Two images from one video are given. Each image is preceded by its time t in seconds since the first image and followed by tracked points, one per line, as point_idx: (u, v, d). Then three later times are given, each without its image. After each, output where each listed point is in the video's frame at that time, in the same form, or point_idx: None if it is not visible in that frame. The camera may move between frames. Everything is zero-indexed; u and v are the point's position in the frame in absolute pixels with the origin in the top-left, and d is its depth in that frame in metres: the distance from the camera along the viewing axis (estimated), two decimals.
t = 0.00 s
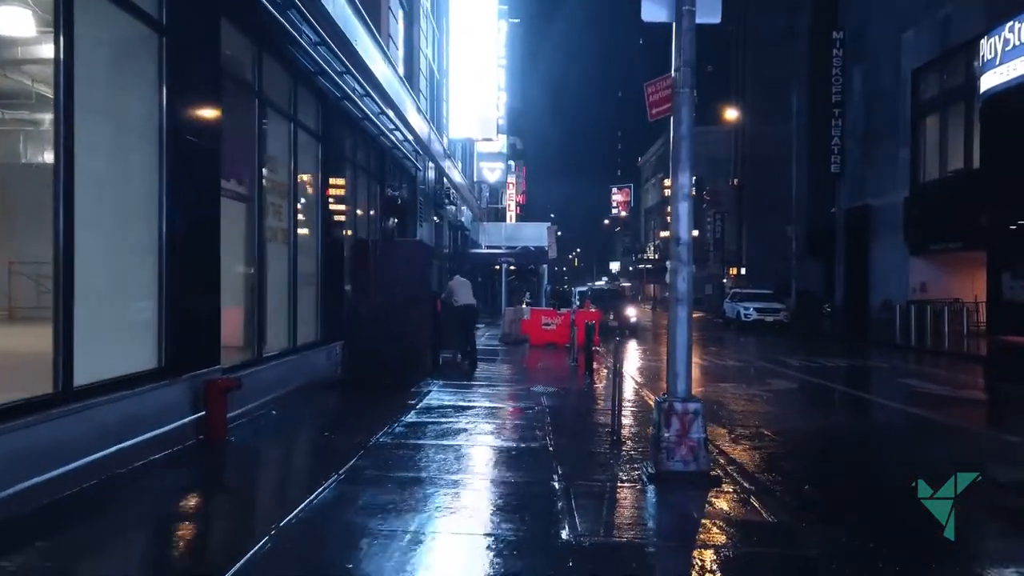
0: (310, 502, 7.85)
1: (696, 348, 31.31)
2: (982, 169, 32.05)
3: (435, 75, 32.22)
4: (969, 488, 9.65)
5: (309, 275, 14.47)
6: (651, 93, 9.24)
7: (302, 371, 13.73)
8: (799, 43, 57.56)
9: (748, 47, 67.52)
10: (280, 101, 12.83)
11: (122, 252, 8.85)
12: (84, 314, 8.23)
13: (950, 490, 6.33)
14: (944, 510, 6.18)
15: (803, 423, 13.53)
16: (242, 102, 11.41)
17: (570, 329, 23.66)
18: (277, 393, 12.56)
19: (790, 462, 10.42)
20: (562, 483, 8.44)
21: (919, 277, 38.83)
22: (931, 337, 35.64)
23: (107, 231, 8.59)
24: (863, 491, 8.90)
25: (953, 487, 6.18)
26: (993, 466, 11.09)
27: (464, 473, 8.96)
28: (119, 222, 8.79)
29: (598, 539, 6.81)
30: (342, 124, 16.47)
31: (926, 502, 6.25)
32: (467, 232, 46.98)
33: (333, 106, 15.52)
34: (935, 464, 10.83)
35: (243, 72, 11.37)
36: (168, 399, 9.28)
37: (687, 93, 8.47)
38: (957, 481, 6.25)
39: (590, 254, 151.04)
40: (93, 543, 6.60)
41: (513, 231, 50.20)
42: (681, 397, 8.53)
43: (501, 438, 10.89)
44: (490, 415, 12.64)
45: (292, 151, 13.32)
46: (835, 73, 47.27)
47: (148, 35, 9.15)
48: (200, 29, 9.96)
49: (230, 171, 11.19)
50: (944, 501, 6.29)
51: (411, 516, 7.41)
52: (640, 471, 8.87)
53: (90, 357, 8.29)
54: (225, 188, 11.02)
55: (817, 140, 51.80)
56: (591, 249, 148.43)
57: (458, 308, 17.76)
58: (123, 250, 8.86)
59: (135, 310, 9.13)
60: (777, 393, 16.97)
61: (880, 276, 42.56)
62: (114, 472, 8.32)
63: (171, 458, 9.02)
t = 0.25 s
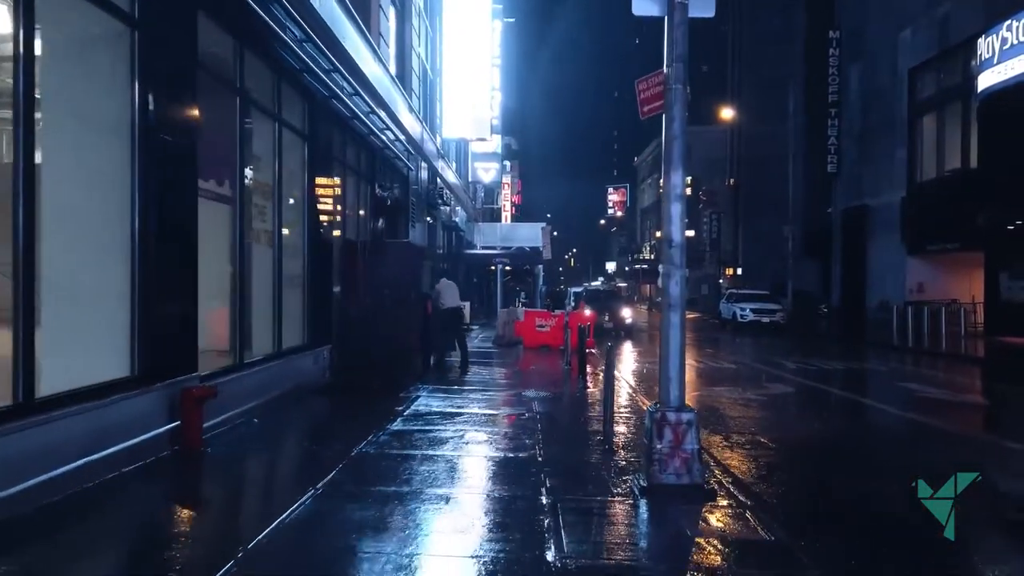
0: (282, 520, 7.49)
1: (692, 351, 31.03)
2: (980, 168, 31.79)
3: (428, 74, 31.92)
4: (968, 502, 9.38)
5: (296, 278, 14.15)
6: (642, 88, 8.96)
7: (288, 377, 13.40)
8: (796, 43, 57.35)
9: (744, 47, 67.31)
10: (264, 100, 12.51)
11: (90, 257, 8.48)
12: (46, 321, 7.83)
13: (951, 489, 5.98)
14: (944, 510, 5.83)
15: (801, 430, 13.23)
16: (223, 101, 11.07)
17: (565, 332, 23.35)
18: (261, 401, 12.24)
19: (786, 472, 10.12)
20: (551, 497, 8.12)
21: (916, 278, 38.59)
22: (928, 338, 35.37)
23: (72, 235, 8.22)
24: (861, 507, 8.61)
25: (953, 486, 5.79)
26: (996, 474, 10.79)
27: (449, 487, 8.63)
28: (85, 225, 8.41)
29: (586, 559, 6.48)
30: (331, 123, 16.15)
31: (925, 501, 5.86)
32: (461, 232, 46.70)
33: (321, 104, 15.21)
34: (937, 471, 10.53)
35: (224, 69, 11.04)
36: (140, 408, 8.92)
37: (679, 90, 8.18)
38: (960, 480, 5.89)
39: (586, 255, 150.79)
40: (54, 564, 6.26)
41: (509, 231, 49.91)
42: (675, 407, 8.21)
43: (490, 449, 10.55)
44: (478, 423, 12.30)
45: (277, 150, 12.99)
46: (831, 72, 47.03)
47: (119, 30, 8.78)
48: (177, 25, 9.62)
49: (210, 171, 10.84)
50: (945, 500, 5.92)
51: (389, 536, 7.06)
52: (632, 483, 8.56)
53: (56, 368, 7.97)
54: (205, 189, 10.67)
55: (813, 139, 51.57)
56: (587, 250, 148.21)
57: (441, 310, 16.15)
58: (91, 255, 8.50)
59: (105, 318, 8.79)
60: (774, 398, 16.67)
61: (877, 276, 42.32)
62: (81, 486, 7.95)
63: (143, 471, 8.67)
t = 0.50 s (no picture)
0: (253, 530, 7.12)
1: (688, 351, 30.73)
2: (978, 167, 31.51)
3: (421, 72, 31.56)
4: (973, 509, 9.02)
5: (281, 277, 13.79)
6: (634, 77, 8.55)
7: (271, 379, 13.03)
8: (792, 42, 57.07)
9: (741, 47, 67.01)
10: (245, 94, 12.15)
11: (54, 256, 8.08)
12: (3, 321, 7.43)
13: (953, 489, 5.85)
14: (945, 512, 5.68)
15: (797, 432, 12.90)
16: (200, 93, 10.70)
17: (558, 332, 23.02)
18: (242, 403, 11.88)
19: (783, 477, 9.78)
20: (538, 505, 7.78)
21: (913, 277, 38.33)
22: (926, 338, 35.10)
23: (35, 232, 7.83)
24: (862, 514, 8.27)
25: (954, 486, 5.70)
26: (1000, 479, 10.47)
27: (432, 495, 8.27)
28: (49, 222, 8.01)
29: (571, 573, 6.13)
30: (317, 118, 15.79)
31: (924, 501, 5.75)
32: (456, 232, 46.40)
33: (307, 99, 14.84)
34: (939, 475, 10.21)
35: (202, 61, 10.68)
36: (108, 412, 8.55)
37: (671, 78, 7.84)
38: (961, 479, 5.77)
39: (582, 255, 150.46)
40: None
41: (504, 231, 49.53)
42: (667, 412, 7.87)
43: (478, 453, 10.19)
44: (465, 426, 11.95)
45: (260, 146, 12.63)
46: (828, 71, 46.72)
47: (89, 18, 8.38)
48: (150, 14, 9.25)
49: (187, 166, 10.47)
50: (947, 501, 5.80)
51: (366, 548, 6.67)
52: (622, 491, 8.22)
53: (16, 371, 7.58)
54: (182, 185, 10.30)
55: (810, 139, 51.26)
56: (584, 250, 147.87)
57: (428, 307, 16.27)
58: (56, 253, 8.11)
59: (70, 319, 8.43)
60: (770, 399, 16.35)
61: (874, 276, 42.05)
62: (42, 494, 7.58)
63: (111, 478, 8.30)
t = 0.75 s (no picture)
0: (224, 543, 6.79)
1: (684, 351, 30.44)
2: (976, 166, 31.25)
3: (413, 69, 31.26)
4: (974, 513, 8.75)
5: (266, 276, 13.45)
6: (627, 65, 8.30)
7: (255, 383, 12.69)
8: (787, 41, 56.84)
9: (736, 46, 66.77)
10: (228, 87, 11.79)
11: (20, 251, 7.73)
12: None
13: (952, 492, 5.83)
14: (944, 512, 5.71)
15: (796, 435, 12.60)
16: (178, 84, 10.36)
17: (552, 332, 22.72)
18: (225, 407, 11.54)
19: (783, 481, 9.47)
20: (528, 517, 7.44)
21: (910, 277, 38.10)
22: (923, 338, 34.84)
23: None
24: (865, 520, 7.96)
25: (952, 487, 5.69)
26: (1005, 482, 10.18)
27: (419, 505, 7.92)
28: (13, 215, 7.66)
29: None
30: (305, 113, 15.45)
31: (924, 502, 5.75)
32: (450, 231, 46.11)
33: (294, 93, 14.51)
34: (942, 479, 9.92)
35: (180, 53, 10.33)
36: (77, 415, 8.21)
37: (666, 68, 7.51)
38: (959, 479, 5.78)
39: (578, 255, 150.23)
40: None
41: (498, 230, 49.20)
42: (661, 417, 7.54)
43: (466, 459, 9.85)
44: (454, 430, 11.62)
45: (244, 141, 12.29)
46: (824, 70, 46.45)
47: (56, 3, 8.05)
48: None
49: (164, 160, 10.14)
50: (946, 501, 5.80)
51: (348, 564, 6.31)
52: (615, 499, 7.89)
53: None
54: (159, 179, 9.96)
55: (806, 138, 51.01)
56: (579, 251, 147.66)
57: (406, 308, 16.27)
58: (22, 248, 7.76)
59: (38, 316, 8.05)
60: (767, 401, 16.07)
61: (870, 276, 41.82)
62: (5, 503, 7.25)
63: (80, 486, 7.98)
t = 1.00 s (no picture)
0: (182, 561, 6.44)
1: (676, 353, 30.17)
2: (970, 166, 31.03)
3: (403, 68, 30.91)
4: (973, 523, 8.41)
5: (245, 278, 13.07)
6: (613, 58, 7.96)
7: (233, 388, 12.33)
8: (781, 41, 56.62)
9: (729, 46, 66.57)
10: (204, 83, 11.43)
11: None
12: None
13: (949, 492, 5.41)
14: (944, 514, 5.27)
15: (790, 441, 12.28)
16: (148, 79, 10.00)
17: (541, 334, 22.42)
18: (199, 414, 11.16)
19: (777, 491, 9.14)
20: (510, 533, 7.09)
21: (904, 277, 37.90)
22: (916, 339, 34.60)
23: None
24: (862, 533, 7.63)
25: (953, 487, 5.25)
26: (1006, 490, 9.86)
27: (398, 520, 7.56)
28: None
29: None
30: (287, 110, 15.08)
31: (924, 502, 5.33)
32: (441, 231, 45.82)
33: (275, 89, 14.14)
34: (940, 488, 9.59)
35: (150, 46, 9.94)
36: (33, 424, 7.85)
37: (653, 60, 7.16)
38: (959, 478, 5.33)
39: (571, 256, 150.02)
40: None
41: (490, 231, 48.83)
42: (647, 428, 7.19)
43: (447, 469, 9.51)
44: (436, 438, 11.26)
45: (220, 139, 11.91)
46: (817, 69, 46.23)
47: None
48: None
49: (132, 158, 9.77)
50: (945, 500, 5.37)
51: None
52: (601, 514, 7.55)
53: None
54: (126, 177, 9.60)
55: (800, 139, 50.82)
56: (572, 251, 147.48)
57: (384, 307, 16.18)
58: None
59: None
60: (760, 405, 15.76)
61: (863, 277, 41.60)
62: None
63: (36, 499, 7.63)
